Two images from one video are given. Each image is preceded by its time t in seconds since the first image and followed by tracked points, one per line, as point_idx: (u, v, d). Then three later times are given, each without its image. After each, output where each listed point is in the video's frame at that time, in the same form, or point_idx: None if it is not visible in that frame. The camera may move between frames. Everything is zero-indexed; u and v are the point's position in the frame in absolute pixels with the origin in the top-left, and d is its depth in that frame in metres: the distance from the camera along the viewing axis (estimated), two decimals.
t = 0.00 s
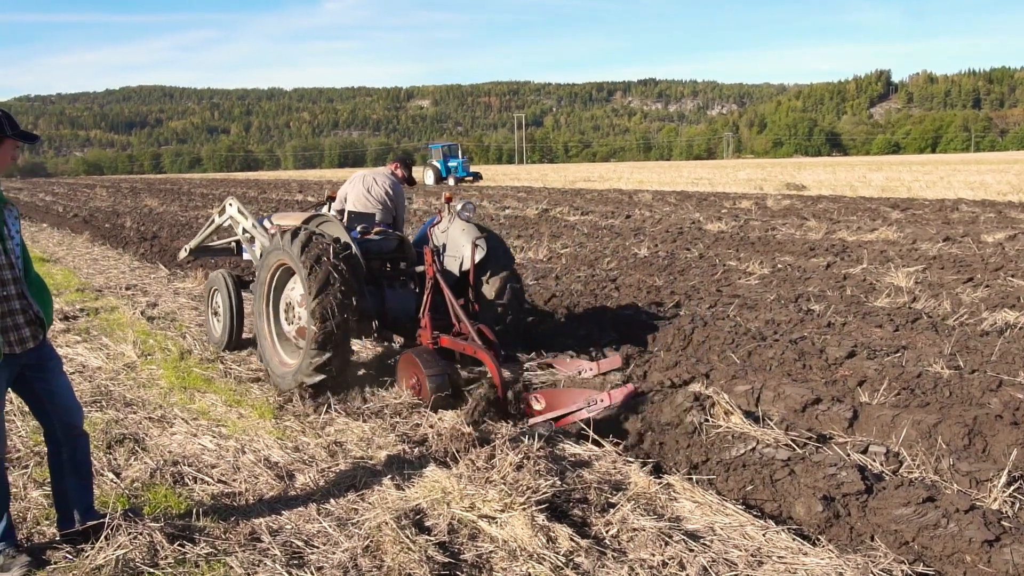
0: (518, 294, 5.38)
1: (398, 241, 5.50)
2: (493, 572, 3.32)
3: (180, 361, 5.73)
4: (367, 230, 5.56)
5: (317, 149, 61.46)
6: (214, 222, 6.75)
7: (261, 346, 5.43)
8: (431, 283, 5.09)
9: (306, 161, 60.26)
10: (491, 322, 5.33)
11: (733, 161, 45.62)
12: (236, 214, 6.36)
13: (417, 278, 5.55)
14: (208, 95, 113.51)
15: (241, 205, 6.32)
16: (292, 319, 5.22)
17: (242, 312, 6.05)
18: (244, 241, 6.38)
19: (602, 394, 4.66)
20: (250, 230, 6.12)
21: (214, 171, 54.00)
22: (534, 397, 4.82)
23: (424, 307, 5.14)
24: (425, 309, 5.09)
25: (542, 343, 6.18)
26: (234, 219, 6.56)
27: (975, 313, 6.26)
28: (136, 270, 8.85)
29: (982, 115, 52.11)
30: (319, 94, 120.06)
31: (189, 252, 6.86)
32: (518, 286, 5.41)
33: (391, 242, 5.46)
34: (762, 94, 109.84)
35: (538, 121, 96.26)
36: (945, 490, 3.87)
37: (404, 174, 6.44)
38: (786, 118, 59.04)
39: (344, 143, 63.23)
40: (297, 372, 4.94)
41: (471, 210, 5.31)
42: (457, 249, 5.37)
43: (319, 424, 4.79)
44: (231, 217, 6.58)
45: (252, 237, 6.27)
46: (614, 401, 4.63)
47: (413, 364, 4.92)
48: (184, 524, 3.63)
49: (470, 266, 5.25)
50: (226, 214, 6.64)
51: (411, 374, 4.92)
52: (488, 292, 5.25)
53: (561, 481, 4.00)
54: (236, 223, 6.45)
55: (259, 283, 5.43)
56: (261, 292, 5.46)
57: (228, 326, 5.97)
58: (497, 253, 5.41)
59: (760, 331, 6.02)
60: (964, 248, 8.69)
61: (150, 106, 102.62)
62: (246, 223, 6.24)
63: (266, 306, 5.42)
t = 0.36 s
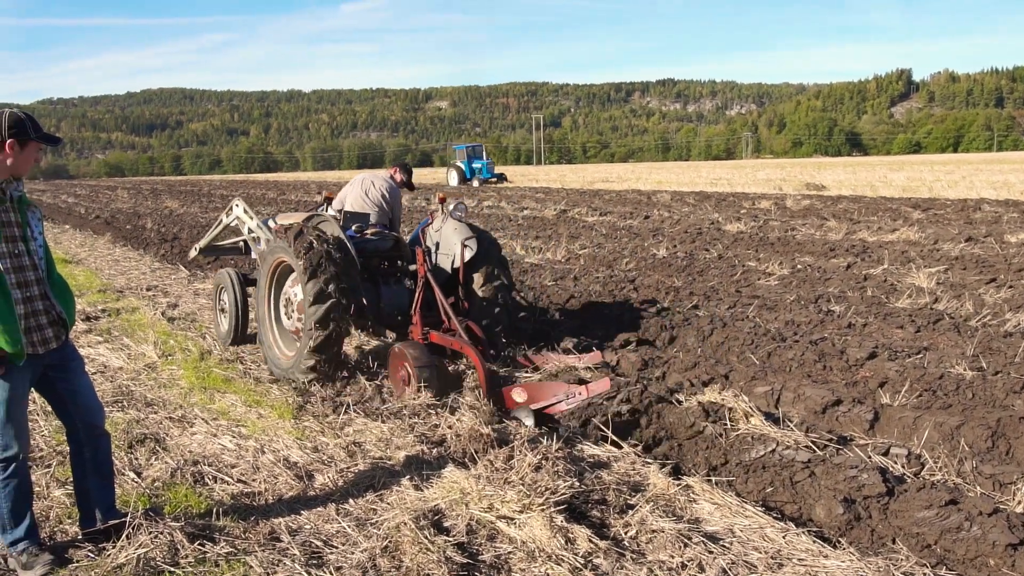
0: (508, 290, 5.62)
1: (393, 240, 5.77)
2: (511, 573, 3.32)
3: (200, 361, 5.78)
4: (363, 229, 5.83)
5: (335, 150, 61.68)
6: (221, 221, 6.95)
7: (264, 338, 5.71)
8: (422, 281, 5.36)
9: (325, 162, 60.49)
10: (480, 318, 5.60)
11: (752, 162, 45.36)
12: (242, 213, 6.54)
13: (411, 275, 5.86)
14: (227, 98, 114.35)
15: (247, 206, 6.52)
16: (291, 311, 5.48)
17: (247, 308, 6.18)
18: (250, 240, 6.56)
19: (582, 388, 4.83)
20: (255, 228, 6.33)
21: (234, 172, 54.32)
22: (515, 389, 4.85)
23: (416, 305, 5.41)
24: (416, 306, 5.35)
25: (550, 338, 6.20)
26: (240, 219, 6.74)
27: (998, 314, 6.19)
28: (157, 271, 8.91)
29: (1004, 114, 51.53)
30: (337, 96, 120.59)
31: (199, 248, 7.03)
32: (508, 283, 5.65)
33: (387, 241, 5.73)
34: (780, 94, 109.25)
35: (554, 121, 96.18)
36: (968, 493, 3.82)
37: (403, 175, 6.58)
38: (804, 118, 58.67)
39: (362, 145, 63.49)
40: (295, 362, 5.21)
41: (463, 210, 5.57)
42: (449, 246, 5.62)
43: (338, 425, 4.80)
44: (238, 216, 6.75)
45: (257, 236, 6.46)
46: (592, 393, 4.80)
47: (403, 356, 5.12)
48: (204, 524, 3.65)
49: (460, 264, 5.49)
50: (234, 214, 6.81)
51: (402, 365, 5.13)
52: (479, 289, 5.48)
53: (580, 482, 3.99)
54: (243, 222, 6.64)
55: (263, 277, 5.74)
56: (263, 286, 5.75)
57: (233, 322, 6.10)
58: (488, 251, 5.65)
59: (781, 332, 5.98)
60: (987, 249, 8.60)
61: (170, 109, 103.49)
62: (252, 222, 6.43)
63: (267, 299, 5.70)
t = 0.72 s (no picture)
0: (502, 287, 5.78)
1: (393, 238, 6.02)
2: None
3: (219, 362, 5.82)
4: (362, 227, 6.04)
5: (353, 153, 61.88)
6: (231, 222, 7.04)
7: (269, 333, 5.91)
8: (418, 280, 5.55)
9: (342, 164, 60.70)
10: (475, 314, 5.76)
11: (770, 165, 45.05)
12: (251, 214, 6.66)
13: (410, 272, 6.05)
14: (245, 101, 115.14)
15: (253, 206, 6.65)
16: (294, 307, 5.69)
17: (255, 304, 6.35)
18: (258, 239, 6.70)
19: (565, 383, 5.08)
20: (262, 228, 6.47)
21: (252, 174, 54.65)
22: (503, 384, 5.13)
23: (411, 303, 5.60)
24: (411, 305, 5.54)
25: (554, 341, 6.22)
26: (248, 219, 6.85)
27: (1021, 318, 6.12)
28: (177, 273, 8.97)
29: None
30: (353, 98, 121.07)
31: (210, 248, 7.13)
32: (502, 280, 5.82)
33: (387, 240, 6.03)
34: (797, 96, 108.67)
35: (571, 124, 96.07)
36: (990, 499, 3.78)
37: (399, 175, 6.65)
38: (823, 120, 58.32)
39: (379, 147, 63.69)
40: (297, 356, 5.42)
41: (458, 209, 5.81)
42: (446, 244, 5.85)
43: (355, 426, 4.82)
44: (247, 217, 6.86)
45: (265, 236, 6.60)
46: (575, 387, 5.03)
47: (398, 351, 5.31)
48: (222, 524, 3.67)
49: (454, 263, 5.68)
50: (242, 214, 6.93)
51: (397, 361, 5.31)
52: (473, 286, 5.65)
53: (597, 485, 3.98)
54: (250, 222, 6.77)
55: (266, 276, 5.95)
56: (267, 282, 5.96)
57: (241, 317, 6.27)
58: (483, 249, 5.85)
59: (800, 336, 5.94)
60: (1009, 252, 8.51)
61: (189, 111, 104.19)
62: (260, 222, 6.57)
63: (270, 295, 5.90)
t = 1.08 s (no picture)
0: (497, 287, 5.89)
1: (393, 240, 6.18)
2: None
3: (234, 363, 5.86)
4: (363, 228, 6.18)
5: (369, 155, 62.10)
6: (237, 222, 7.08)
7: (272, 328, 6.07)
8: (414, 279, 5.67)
9: (358, 167, 60.91)
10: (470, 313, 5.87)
11: (785, 167, 44.80)
12: (256, 215, 6.74)
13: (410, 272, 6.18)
14: (262, 104, 115.96)
15: (258, 208, 6.76)
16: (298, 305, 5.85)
17: (261, 305, 6.56)
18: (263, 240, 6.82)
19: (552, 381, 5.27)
20: (267, 229, 6.59)
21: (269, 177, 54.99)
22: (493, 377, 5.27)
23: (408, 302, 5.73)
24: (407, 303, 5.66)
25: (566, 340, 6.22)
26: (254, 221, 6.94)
27: None
28: (193, 275, 9.04)
29: None
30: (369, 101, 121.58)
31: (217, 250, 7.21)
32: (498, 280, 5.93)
33: (387, 240, 6.15)
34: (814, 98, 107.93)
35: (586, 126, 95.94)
36: (1007, 504, 3.74)
37: (397, 177, 6.68)
38: (840, 122, 57.95)
39: (394, 150, 63.89)
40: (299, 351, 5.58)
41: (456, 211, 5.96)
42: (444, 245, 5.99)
43: (369, 428, 4.83)
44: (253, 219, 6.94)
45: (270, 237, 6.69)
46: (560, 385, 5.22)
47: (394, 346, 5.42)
48: (236, 526, 3.69)
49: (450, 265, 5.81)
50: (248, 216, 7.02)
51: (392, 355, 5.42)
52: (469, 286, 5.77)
53: (610, 489, 3.97)
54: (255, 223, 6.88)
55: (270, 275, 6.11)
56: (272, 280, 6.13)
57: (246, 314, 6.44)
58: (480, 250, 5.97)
59: (815, 339, 5.90)
60: None
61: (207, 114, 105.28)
62: (265, 223, 6.67)
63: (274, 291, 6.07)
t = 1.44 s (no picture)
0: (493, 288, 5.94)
1: (394, 240, 6.20)
2: None
3: (246, 366, 5.89)
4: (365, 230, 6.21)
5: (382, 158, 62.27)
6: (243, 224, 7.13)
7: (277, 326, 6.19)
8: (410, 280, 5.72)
9: (371, 170, 61.08)
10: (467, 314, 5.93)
11: (799, 172, 44.56)
12: (262, 217, 6.79)
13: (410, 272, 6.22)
14: (276, 107, 116.55)
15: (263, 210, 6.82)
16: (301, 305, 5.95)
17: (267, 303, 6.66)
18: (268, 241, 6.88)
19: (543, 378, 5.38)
20: (272, 231, 6.64)
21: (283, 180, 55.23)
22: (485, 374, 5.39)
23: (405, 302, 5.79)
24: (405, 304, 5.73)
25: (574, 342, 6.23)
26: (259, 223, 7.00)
27: None
28: (206, 278, 9.09)
29: None
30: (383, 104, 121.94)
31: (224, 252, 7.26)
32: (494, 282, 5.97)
33: (387, 241, 6.16)
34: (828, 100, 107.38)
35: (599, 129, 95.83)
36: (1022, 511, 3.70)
37: (397, 179, 6.70)
38: (855, 126, 57.59)
39: (407, 153, 64.03)
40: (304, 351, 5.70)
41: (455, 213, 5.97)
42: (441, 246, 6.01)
43: (380, 431, 4.85)
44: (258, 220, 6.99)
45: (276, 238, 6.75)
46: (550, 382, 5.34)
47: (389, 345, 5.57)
48: (248, 528, 3.72)
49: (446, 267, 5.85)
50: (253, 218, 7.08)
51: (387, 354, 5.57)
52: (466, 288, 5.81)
53: (620, 493, 3.96)
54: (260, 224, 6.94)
55: (275, 275, 6.20)
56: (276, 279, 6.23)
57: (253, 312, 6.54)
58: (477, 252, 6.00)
59: (827, 344, 5.87)
60: None
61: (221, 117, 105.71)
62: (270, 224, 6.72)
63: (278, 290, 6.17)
